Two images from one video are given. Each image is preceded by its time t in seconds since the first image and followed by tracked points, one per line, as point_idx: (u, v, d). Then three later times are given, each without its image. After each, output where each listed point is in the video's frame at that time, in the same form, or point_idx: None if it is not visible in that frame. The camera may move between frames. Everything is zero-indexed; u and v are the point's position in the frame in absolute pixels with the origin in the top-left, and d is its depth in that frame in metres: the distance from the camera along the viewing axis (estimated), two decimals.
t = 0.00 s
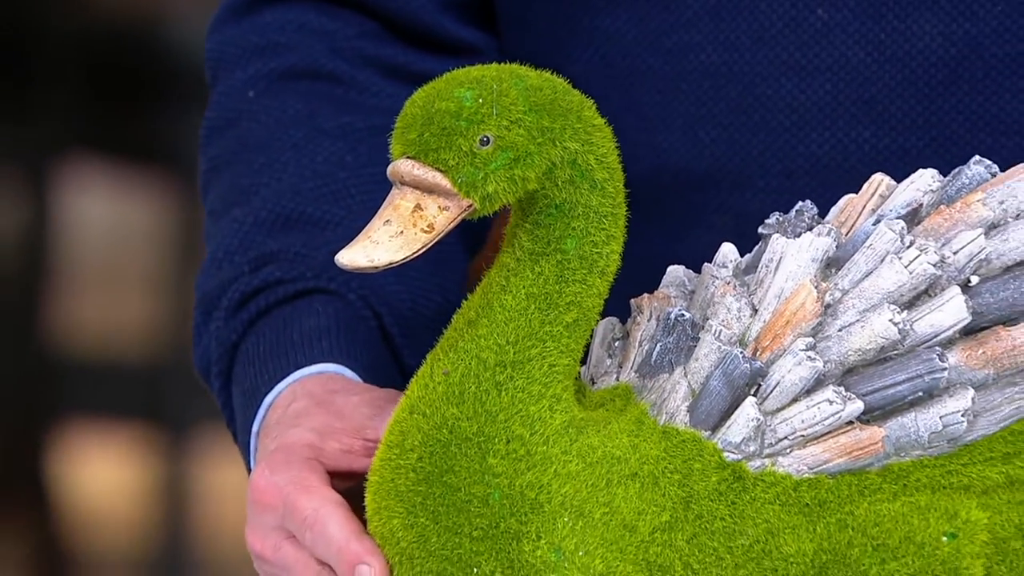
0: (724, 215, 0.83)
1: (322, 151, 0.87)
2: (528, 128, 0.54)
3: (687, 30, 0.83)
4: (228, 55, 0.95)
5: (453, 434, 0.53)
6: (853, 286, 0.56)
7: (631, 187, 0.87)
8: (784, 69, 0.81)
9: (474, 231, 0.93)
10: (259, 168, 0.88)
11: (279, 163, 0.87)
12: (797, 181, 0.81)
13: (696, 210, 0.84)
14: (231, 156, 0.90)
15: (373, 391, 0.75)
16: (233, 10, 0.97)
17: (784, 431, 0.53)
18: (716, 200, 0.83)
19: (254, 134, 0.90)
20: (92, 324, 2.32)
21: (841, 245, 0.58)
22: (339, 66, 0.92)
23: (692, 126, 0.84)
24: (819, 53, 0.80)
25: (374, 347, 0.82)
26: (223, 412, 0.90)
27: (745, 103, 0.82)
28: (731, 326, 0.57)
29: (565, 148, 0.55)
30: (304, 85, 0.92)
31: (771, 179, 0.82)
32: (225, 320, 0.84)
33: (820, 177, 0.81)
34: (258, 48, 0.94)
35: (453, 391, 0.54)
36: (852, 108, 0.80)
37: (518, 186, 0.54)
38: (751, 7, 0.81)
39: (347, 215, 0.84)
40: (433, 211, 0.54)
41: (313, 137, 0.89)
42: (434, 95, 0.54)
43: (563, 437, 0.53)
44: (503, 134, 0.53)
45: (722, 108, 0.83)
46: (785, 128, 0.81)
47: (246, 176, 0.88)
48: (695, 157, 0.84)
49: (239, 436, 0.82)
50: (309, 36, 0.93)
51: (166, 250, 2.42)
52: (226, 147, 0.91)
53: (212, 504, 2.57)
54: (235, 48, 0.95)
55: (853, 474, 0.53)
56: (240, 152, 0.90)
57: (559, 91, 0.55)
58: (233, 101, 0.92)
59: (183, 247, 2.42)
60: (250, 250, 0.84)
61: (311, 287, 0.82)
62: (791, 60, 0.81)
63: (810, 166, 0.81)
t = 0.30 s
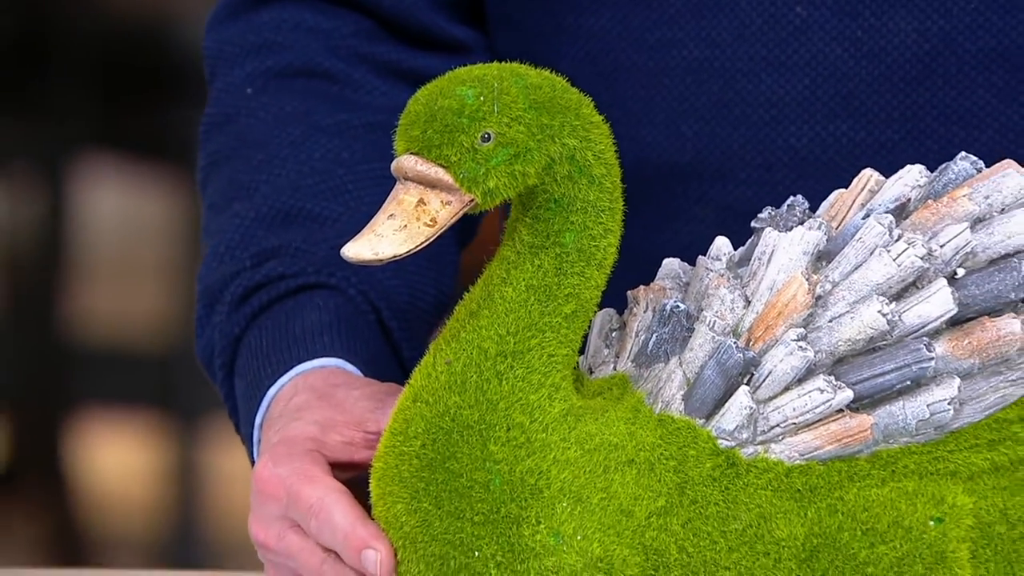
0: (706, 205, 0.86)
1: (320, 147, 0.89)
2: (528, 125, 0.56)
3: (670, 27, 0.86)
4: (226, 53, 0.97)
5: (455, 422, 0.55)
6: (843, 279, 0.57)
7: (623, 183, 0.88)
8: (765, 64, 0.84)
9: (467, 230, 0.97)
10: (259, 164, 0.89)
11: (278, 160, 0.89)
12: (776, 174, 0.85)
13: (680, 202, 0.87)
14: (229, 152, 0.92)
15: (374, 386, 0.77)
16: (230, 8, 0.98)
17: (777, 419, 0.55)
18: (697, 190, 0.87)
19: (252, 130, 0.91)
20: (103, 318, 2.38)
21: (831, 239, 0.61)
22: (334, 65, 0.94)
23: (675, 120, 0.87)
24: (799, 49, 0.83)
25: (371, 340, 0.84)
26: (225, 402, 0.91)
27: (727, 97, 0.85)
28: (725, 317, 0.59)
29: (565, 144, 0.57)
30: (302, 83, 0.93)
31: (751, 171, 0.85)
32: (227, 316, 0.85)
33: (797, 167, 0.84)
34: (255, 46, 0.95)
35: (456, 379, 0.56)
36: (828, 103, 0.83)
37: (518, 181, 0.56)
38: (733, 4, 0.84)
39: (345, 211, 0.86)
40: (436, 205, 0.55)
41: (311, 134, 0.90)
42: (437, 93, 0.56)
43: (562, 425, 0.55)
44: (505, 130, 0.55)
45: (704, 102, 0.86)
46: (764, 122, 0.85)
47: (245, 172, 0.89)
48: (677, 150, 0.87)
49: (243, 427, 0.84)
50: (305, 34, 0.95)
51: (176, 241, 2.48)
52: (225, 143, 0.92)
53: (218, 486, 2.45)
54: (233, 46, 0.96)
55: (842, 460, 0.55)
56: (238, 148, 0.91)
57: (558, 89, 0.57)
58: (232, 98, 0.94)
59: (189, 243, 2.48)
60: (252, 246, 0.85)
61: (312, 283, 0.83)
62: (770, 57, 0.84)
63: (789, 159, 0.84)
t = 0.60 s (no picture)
0: (699, 199, 0.87)
1: (324, 141, 0.91)
2: (527, 122, 0.57)
3: (663, 27, 0.86)
4: (231, 53, 0.98)
5: (456, 410, 0.57)
6: (834, 272, 0.59)
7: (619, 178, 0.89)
8: (755, 62, 0.84)
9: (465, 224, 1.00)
10: (264, 159, 0.91)
11: (282, 155, 0.90)
12: (766, 168, 0.85)
13: (673, 195, 0.88)
14: (236, 150, 0.94)
15: (378, 372, 0.79)
16: (233, 11, 1.00)
17: (768, 407, 0.56)
18: (689, 185, 0.87)
19: (256, 128, 0.93)
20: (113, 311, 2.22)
21: (821, 233, 0.62)
22: (337, 62, 0.96)
23: (668, 116, 0.87)
24: (788, 48, 0.84)
25: (376, 328, 0.86)
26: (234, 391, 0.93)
27: (716, 96, 0.86)
28: (719, 309, 0.60)
29: (562, 141, 0.58)
30: (303, 80, 0.95)
31: (741, 167, 0.86)
32: (237, 305, 0.87)
33: (787, 163, 0.85)
34: (259, 46, 0.97)
35: (457, 369, 0.58)
36: (817, 100, 0.84)
37: (517, 177, 0.57)
38: (723, 5, 0.85)
39: (349, 204, 0.88)
40: (437, 200, 0.57)
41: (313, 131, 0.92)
42: (438, 91, 0.58)
43: (560, 413, 0.57)
44: (504, 128, 0.57)
45: (696, 100, 0.86)
46: (754, 119, 0.85)
47: (251, 168, 0.91)
48: (670, 145, 0.87)
49: (252, 413, 0.86)
50: (307, 35, 0.97)
51: (182, 229, 2.33)
52: (232, 141, 0.94)
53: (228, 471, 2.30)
54: (237, 46, 0.98)
55: (831, 449, 0.57)
56: (244, 145, 0.93)
57: (556, 87, 0.59)
58: (236, 97, 0.95)
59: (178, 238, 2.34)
60: (260, 236, 0.87)
61: (319, 273, 0.85)
62: (760, 54, 0.84)
63: (778, 155, 0.85)
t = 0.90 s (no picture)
0: (693, 195, 0.87)
1: (332, 138, 0.93)
2: (511, 117, 0.59)
3: (656, 27, 0.85)
4: (238, 61, 1.01)
5: (439, 395, 0.59)
6: (815, 264, 0.60)
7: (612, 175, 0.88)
8: (746, 62, 0.84)
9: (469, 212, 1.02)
10: (275, 159, 0.94)
11: (293, 155, 0.93)
12: (756, 166, 0.85)
13: (665, 189, 0.87)
14: (247, 151, 0.97)
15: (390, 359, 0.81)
16: (241, 20, 1.03)
17: (741, 396, 0.58)
18: (683, 181, 0.87)
19: (267, 129, 0.96)
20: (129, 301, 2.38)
21: (811, 227, 0.63)
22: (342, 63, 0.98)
23: (662, 113, 0.86)
24: (778, 48, 0.83)
25: (391, 310, 0.88)
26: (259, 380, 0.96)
27: (707, 95, 0.85)
28: (707, 301, 0.62)
29: (547, 135, 0.60)
30: (308, 83, 0.98)
31: (732, 163, 0.85)
32: (256, 297, 0.90)
33: (778, 159, 0.84)
34: (266, 53, 1.00)
35: (443, 355, 0.60)
36: (808, 99, 0.83)
37: (501, 170, 0.59)
38: (715, 5, 0.84)
39: (358, 194, 0.90)
40: (422, 191, 0.59)
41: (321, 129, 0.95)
42: (427, 86, 0.60)
43: (542, 399, 0.58)
44: (487, 122, 0.59)
45: (689, 98, 0.85)
46: (745, 116, 0.84)
47: (263, 168, 0.94)
48: (663, 142, 0.86)
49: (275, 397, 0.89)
50: (313, 39, 0.99)
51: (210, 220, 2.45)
52: (242, 143, 0.98)
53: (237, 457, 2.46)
54: (246, 52, 1.01)
55: (805, 437, 0.58)
56: (255, 147, 0.96)
57: (544, 82, 0.60)
58: (247, 100, 0.98)
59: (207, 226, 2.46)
60: (275, 231, 0.90)
61: (332, 262, 0.88)
62: (750, 53, 0.83)
63: (769, 151, 0.84)
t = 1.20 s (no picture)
0: (683, 193, 0.88)
1: (334, 138, 0.92)
2: (487, 114, 0.61)
3: (646, 29, 0.87)
4: (243, 63, 1.01)
5: (416, 382, 0.60)
6: (784, 258, 0.61)
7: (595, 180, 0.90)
8: (733, 64, 0.85)
9: (465, 200, 1.03)
10: (280, 159, 0.92)
11: (296, 154, 0.92)
12: (744, 165, 0.86)
13: (654, 188, 0.89)
14: (254, 151, 0.95)
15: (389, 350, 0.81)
16: (245, 24, 1.04)
17: (707, 386, 0.59)
18: (673, 179, 0.88)
19: (272, 129, 0.94)
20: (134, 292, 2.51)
21: (788, 222, 0.64)
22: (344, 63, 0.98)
23: (653, 113, 0.88)
24: (764, 50, 0.85)
25: (395, 301, 0.88)
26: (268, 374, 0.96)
27: (697, 96, 0.86)
28: (682, 293, 0.63)
29: (524, 131, 0.61)
30: (311, 84, 0.97)
31: (720, 163, 0.87)
32: (264, 292, 0.90)
33: (764, 158, 0.86)
34: (270, 54, 0.99)
35: (421, 343, 0.61)
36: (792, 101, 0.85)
37: (478, 164, 0.61)
38: (702, 8, 0.86)
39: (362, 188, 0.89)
40: (402, 185, 0.61)
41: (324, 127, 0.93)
42: (407, 83, 0.62)
43: (516, 387, 0.60)
44: (464, 118, 0.60)
45: (678, 100, 0.87)
46: (732, 117, 0.86)
47: (268, 168, 0.93)
48: (653, 142, 0.88)
49: (284, 385, 0.89)
50: (316, 41, 0.99)
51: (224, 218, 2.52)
52: (250, 143, 0.96)
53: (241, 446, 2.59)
54: (252, 54, 1.01)
55: (769, 426, 0.59)
56: (262, 147, 0.95)
57: (520, 79, 0.62)
58: (252, 102, 0.98)
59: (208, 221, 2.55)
60: (281, 228, 0.89)
61: (337, 256, 0.88)
62: (738, 56, 0.85)
63: (756, 151, 0.86)
